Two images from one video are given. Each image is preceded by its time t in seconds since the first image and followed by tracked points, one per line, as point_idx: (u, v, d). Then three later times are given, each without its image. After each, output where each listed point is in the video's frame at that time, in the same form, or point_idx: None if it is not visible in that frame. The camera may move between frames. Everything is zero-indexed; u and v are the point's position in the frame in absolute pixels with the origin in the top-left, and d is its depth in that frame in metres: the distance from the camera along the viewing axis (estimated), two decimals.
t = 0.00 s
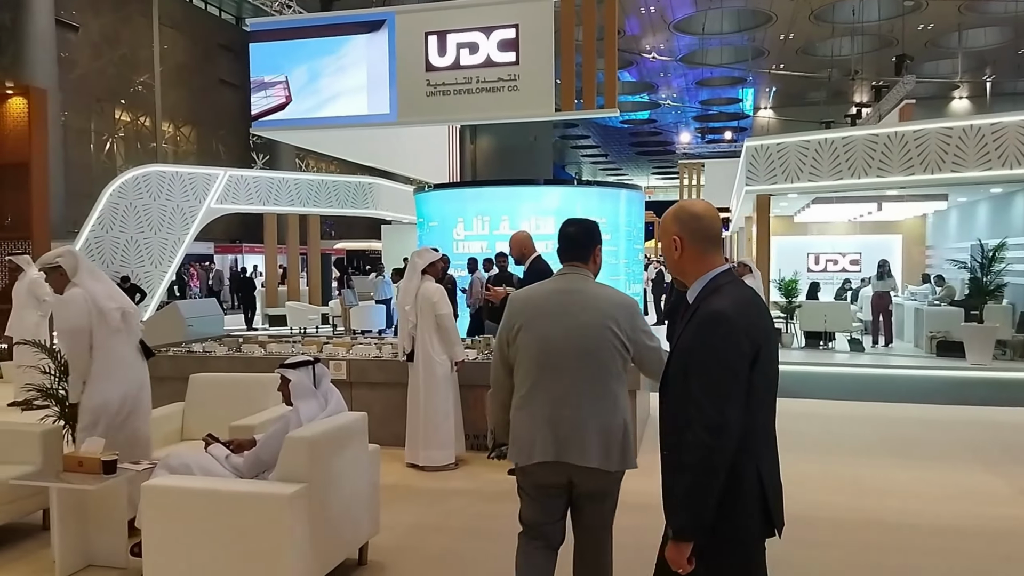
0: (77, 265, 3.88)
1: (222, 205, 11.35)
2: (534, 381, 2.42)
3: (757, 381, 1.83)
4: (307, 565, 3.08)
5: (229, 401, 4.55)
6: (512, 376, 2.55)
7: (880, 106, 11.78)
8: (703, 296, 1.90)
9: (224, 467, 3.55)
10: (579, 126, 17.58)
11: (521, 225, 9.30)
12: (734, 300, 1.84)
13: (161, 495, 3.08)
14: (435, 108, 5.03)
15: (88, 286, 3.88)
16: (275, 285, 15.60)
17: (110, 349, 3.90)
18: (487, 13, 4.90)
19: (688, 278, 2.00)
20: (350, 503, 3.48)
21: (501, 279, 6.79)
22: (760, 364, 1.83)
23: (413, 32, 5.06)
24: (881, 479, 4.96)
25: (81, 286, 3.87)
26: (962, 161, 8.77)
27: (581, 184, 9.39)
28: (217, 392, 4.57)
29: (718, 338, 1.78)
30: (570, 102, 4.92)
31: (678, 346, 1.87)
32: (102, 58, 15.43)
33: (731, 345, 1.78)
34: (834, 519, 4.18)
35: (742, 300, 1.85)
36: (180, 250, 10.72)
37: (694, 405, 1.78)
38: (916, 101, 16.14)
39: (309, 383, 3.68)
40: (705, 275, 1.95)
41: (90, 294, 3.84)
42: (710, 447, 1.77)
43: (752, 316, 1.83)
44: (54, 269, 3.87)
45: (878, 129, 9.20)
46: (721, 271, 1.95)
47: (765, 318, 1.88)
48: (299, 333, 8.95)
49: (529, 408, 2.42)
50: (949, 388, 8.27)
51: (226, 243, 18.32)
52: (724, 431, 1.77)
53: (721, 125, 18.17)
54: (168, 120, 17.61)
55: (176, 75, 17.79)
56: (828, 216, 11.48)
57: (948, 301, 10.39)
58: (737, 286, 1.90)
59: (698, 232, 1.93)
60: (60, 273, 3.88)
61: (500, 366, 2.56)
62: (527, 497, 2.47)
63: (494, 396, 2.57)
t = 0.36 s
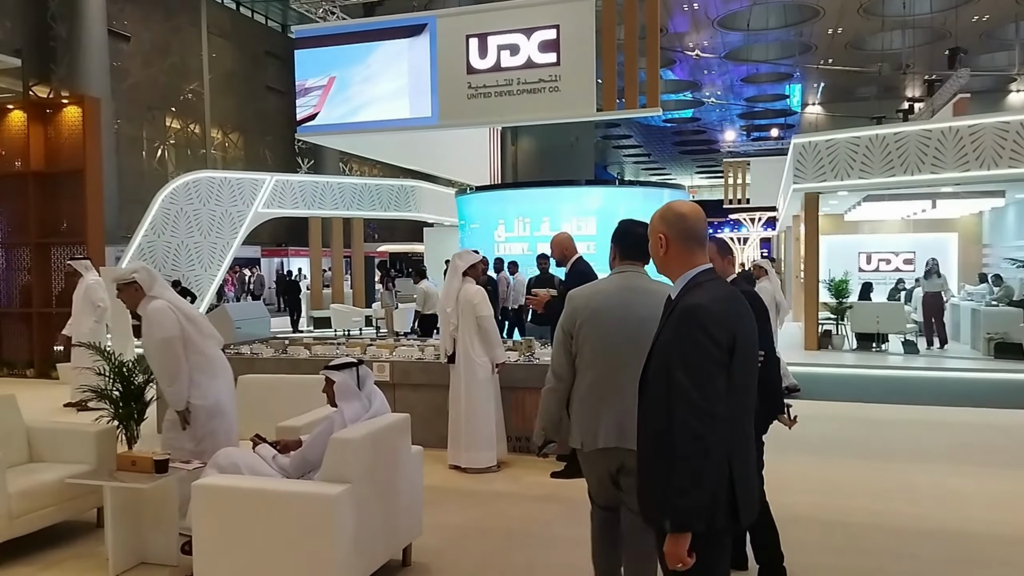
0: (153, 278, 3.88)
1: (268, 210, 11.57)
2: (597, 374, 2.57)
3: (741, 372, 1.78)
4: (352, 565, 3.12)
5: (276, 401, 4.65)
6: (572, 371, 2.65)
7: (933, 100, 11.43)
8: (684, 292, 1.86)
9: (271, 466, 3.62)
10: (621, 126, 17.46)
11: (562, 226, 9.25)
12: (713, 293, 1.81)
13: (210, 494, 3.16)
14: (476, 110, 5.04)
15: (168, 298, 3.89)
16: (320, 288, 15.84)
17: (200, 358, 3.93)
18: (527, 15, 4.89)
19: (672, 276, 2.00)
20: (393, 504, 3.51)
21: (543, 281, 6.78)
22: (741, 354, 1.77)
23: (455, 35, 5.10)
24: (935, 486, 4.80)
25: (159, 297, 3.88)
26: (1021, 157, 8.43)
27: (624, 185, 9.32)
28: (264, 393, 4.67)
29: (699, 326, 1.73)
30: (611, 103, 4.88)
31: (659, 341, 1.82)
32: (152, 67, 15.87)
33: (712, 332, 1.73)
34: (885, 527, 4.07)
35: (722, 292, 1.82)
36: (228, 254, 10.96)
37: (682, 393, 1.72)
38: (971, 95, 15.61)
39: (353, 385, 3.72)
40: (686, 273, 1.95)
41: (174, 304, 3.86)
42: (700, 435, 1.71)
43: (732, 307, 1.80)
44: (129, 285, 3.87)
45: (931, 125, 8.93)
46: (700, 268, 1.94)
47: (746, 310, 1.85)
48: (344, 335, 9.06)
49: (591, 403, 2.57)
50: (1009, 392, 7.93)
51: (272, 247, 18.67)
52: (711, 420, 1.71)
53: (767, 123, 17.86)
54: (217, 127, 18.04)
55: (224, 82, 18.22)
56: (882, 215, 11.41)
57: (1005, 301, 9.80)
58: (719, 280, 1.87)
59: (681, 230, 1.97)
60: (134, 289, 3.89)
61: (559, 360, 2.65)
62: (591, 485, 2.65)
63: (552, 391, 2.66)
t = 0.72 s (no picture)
0: (216, 305, 3.90)
1: (309, 215, 11.73)
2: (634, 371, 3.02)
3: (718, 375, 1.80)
4: (393, 566, 3.15)
5: (318, 404, 4.74)
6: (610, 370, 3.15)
7: (983, 97, 11.11)
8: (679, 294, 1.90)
9: (311, 468, 3.69)
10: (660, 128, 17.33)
11: (600, 229, 9.20)
12: (701, 298, 1.82)
13: (254, 495, 3.22)
14: (513, 114, 5.06)
15: (233, 320, 3.95)
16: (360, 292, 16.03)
17: (278, 369, 4.11)
18: (564, 18, 4.89)
19: (673, 279, 2.01)
20: (432, 505, 3.54)
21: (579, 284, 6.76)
22: (721, 358, 1.79)
23: (492, 40, 5.13)
24: (984, 493, 4.66)
25: (226, 321, 3.93)
26: None
27: (661, 188, 9.25)
28: (305, 396, 4.75)
29: (677, 330, 1.76)
30: (650, 104, 4.86)
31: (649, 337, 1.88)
32: (197, 76, 16.26)
33: (688, 335, 1.76)
34: (932, 535, 3.97)
35: (711, 297, 1.84)
36: (270, 259, 11.12)
37: (653, 393, 1.77)
38: None
39: (392, 389, 3.76)
40: (685, 276, 1.96)
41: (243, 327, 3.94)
42: (665, 434, 1.75)
43: (717, 313, 1.81)
44: (193, 314, 3.88)
45: (981, 122, 8.69)
46: (700, 271, 1.95)
47: (738, 318, 1.85)
48: (382, 339, 9.15)
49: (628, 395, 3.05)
50: None
51: (314, 252, 18.96)
52: (680, 420, 1.75)
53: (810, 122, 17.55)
54: (260, 135, 18.41)
55: (267, 90, 18.59)
56: (929, 215, 11.08)
57: None
58: (712, 285, 1.88)
59: (682, 235, 1.97)
60: (200, 317, 3.90)
61: (599, 359, 3.15)
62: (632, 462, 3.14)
63: (596, 386, 3.16)
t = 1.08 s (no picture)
0: (274, 339, 3.98)
1: (352, 222, 11.85)
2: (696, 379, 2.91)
3: (679, 382, 1.92)
4: (437, 569, 3.15)
5: (360, 409, 4.78)
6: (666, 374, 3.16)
7: None
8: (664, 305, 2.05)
9: (356, 472, 3.72)
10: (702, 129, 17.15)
11: (641, 232, 9.13)
12: (674, 310, 1.95)
13: (299, 498, 3.25)
14: (554, 119, 5.05)
15: (291, 350, 4.06)
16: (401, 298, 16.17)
17: (339, 388, 4.23)
18: (604, 21, 4.87)
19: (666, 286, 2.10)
20: (475, 509, 3.55)
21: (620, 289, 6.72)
22: (688, 364, 1.91)
23: (531, 45, 5.12)
24: None
25: (284, 352, 4.03)
26: None
27: (704, 191, 9.11)
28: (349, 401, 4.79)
29: (642, 341, 1.93)
30: (692, 105, 4.79)
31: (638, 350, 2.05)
32: (243, 87, 16.64)
33: (651, 346, 1.92)
34: (990, 544, 3.82)
35: (681, 308, 1.95)
36: (314, 266, 11.28)
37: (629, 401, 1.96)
38: None
39: (434, 393, 3.78)
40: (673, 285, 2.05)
41: (300, 360, 4.04)
42: (638, 437, 1.92)
43: (687, 324, 1.93)
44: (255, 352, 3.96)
45: None
46: (690, 278, 2.03)
47: (714, 328, 1.94)
48: (424, 343, 9.22)
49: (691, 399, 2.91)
50: None
51: (356, 258, 19.21)
52: (649, 424, 1.91)
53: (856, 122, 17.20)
54: (304, 144, 18.75)
55: (310, 99, 18.93)
56: (983, 214, 10.73)
57: None
58: (689, 296, 1.99)
59: (672, 247, 2.04)
60: (261, 353, 3.99)
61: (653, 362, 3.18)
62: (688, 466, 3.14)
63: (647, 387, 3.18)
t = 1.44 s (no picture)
0: (357, 358, 4.16)
1: (392, 228, 11.94)
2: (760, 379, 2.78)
3: (656, 373, 2.02)
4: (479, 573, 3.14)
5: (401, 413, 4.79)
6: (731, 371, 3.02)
7: None
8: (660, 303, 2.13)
9: (397, 477, 3.72)
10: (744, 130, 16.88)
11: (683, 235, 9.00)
12: (660, 307, 2.05)
13: (342, 500, 3.27)
14: (593, 122, 5.01)
15: (368, 371, 4.29)
16: (441, 302, 16.24)
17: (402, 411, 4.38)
18: (643, 23, 4.82)
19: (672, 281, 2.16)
20: (516, 514, 3.52)
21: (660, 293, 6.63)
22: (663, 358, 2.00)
23: (570, 48, 5.08)
24: None
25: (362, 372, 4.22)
26: None
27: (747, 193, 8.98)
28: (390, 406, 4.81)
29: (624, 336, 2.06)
30: (734, 106, 4.70)
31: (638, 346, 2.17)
32: (285, 96, 16.92)
33: (629, 340, 2.05)
34: None
35: (665, 305, 2.05)
36: (356, 270, 11.39)
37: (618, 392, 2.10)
38: None
39: (474, 397, 3.77)
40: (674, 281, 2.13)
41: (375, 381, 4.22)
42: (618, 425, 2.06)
43: (666, 319, 2.01)
44: (340, 366, 4.15)
45: None
46: (692, 275, 2.09)
47: (694, 322, 1.99)
48: (464, 348, 9.22)
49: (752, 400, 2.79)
50: None
51: (397, 263, 19.38)
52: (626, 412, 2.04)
53: (904, 120, 16.76)
54: (345, 150, 19.00)
55: (351, 106, 19.18)
56: None
57: None
58: (677, 296, 2.06)
59: (670, 247, 2.12)
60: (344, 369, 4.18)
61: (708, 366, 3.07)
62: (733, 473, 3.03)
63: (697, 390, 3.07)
